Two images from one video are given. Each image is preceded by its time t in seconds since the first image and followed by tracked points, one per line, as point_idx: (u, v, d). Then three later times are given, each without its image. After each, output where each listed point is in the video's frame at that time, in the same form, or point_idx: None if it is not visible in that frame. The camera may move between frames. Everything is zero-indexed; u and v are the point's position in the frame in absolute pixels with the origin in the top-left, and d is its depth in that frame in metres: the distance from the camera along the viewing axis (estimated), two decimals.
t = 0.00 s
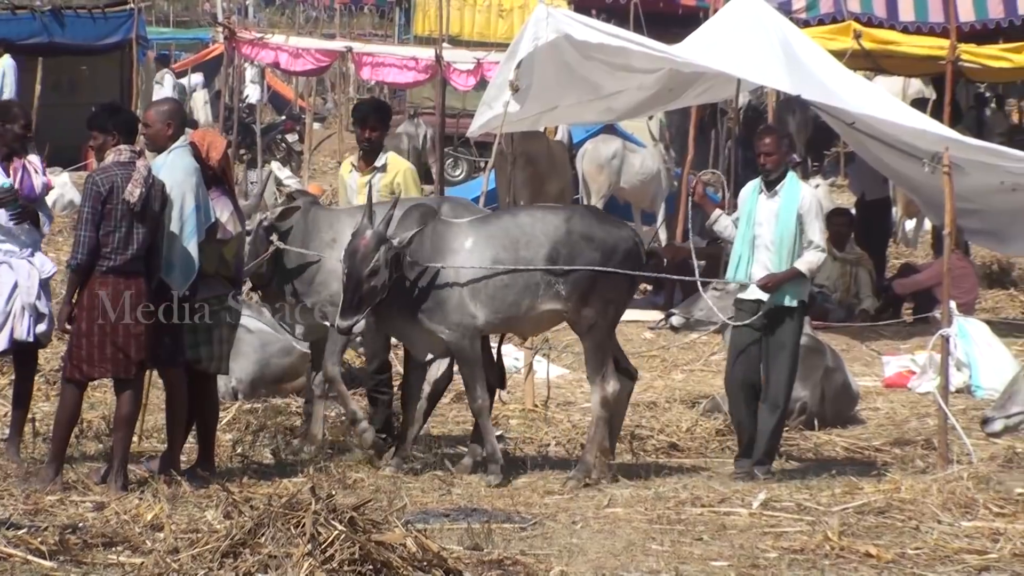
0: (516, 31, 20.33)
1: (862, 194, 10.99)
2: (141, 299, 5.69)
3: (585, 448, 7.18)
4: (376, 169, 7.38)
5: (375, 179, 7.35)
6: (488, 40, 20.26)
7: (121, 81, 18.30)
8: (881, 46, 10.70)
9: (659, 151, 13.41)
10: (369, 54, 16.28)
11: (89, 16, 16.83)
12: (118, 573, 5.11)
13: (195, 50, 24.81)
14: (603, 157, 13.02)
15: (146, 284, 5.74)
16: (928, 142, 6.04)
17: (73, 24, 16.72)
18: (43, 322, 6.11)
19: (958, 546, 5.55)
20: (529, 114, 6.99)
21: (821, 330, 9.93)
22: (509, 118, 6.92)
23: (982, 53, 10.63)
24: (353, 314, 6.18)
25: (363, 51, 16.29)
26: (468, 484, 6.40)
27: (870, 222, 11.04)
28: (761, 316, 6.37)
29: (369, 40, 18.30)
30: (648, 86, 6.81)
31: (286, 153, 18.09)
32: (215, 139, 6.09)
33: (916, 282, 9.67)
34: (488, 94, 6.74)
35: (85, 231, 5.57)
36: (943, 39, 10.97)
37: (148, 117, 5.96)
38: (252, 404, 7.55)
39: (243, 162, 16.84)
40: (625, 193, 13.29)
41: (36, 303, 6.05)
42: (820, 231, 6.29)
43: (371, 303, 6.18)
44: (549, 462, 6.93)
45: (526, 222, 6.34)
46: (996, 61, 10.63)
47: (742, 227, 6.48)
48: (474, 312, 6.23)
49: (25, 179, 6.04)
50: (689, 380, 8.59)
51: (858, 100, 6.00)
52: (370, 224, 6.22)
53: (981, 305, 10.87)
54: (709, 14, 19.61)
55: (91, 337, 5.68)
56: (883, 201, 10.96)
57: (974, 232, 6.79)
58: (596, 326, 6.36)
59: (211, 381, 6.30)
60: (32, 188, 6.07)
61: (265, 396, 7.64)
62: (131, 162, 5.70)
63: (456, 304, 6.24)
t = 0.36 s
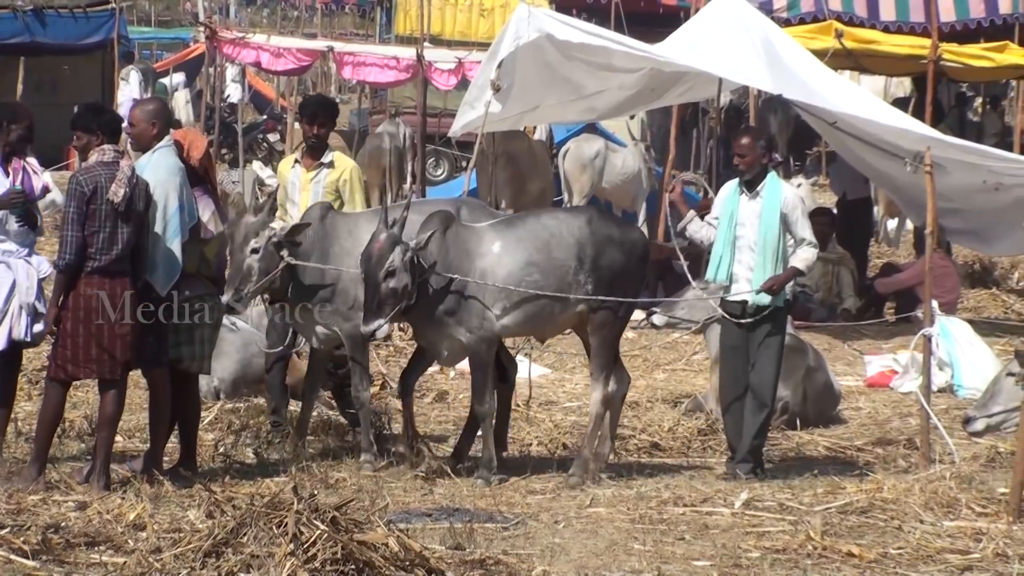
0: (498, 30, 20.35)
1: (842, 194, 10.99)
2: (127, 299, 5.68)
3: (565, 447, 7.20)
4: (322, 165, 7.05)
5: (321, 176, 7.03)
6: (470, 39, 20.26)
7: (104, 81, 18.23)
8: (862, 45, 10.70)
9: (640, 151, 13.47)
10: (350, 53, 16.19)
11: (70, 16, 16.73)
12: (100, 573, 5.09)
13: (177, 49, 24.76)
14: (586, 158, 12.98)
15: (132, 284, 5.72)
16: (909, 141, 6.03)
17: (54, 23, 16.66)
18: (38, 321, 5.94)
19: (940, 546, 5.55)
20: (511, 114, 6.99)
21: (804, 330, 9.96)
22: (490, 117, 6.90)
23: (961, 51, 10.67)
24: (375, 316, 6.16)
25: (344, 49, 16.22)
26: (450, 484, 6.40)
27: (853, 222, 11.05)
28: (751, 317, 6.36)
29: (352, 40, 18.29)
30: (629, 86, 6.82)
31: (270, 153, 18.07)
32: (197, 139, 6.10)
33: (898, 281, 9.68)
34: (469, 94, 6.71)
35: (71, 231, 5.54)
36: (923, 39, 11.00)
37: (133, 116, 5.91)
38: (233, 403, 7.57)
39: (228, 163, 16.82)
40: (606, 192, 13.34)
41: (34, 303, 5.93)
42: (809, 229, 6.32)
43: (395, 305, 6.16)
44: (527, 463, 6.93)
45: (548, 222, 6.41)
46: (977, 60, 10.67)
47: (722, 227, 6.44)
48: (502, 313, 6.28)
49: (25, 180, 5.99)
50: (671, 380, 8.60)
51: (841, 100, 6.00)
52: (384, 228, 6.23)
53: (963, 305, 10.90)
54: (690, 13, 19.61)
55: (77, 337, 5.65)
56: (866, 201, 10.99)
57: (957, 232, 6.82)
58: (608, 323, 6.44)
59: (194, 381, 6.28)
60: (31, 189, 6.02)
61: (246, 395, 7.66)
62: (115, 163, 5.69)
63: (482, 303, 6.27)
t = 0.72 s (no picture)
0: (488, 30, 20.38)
1: (833, 194, 10.99)
2: (119, 299, 5.67)
3: (555, 447, 7.21)
4: (288, 163, 6.66)
5: (288, 174, 6.64)
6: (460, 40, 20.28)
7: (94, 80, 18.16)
8: (852, 45, 10.73)
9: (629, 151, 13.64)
10: (340, 53, 16.24)
11: (61, 16, 16.71)
12: (91, 573, 5.08)
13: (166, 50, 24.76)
14: (574, 157, 13.14)
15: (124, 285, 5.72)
16: (899, 141, 6.04)
17: (44, 23, 16.67)
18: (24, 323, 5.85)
19: (930, 545, 5.56)
20: (501, 114, 6.99)
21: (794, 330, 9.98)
22: (480, 117, 6.88)
23: (953, 52, 10.71)
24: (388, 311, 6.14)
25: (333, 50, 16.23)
26: (441, 484, 6.40)
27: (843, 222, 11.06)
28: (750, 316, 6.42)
29: (343, 41, 18.29)
30: (620, 86, 6.83)
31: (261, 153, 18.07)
32: (191, 139, 6.18)
33: (887, 281, 9.70)
34: (460, 94, 6.70)
35: (63, 232, 5.53)
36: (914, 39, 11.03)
37: (127, 117, 5.94)
38: (224, 403, 7.57)
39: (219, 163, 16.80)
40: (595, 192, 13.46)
41: (20, 305, 5.83)
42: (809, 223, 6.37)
43: (410, 302, 6.14)
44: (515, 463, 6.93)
45: (562, 222, 6.44)
46: (968, 60, 10.70)
47: (718, 227, 6.45)
48: (516, 309, 6.26)
49: (21, 184, 5.92)
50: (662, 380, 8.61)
51: (832, 101, 6.01)
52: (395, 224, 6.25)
53: (953, 305, 10.93)
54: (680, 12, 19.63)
55: (69, 337, 5.64)
56: (856, 201, 11.01)
57: (948, 233, 6.84)
58: (644, 324, 6.56)
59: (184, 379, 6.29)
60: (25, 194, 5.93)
61: (237, 395, 7.66)
62: (107, 163, 5.68)
63: (497, 298, 6.25)
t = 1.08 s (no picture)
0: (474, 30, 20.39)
1: (818, 193, 10.98)
2: (104, 298, 5.62)
3: (541, 446, 7.21)
4: (261, 164, 6.62)
5: (262, 176, 6.61)
6: (445, 39, 20.28)
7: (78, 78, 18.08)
8: (837, 44, 10.74)
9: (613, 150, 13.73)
10: (325, 52, 16.22)
11: (46, 14, 16.63)
12: (76, 572, 5.05)
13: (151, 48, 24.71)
14: (554, 155, 13.23)
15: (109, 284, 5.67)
16: (884, 140, 6.05)
17: (29, 22, 16.64)
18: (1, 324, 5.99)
19: (916, 544, 5.55)
20: (487, 113, 6.97)
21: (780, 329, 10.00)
22: (465, 116, 6.86)
23: (938, 50, 10.72)
24: (400, 311, 6.18)
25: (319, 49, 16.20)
26: (427, 483, 6.38)
27: (828, 221, 11.06)
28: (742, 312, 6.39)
29: (328, 39, 18.27)
30: (606, 85, 6.83)
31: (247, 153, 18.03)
32: (179, 137, 6.11)
33: (873, 280, 9.72)
34: (445, 93, 6.66)
35: (48, 230, 5.49)
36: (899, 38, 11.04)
37: (116, 117, 5.88)
38: (210, 401, 7.54)
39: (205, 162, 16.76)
40: (576, 190, 13.53)
41: None
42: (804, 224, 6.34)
43: (419, 301, 6.17)
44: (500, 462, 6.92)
45: (573, 219, 6.40)
46: (953, 58, 10.71)
47: (712, 223, 6.43)
48: (522, 310, 6.26)
49: None
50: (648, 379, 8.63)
51: (817, 99, 6.01)
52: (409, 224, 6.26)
53: (938, 304, 10.96)
54: (665, 12, 19.64)
55: (53, 336, 5.60)
56: (841, 200, 11.03)
57: (934, 231, 6.87)
58: (646, 325, 6.50)
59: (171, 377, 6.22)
60: None
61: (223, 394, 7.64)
62: (93, 161, 5.64)
63: (499, 303, 6.25)
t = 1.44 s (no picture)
0: (461, 31, 20.41)
1: (805, 194, 10.98)
2: (89, 299, 5.59)
3: (528, 446, 7.21)
4: (237, 166, 6.51)
5: (236, 178, 6.49)
6: (432, 40, 20.27)
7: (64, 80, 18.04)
8: (825, 45, 10.75)
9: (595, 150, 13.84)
10: (312, 53, 16.20)
11: (32, 15, 16.69)
12: (63, 573, 5.02)
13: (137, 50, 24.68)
14: (536, 155, 13.34)
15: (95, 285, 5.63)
16: (871, 140, 6.06)
17: (15, 23, 16.64)
18: None
19: (902, 544, 5.55)
20: (473, 114, 6.94)
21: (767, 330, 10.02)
22: (451, 117, 6.83)
23: (926, 51, 10.74)
24: (404, 319, 6.02)
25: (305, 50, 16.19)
26: (415, 484, 6.37)
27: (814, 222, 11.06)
28: (748, 315, 6.39)
29: (315, 41, 18.25)
30: (592, 85, 6.84)
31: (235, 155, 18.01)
32: (170, 139, 6.03)
33: (859, 281, 9.75)
34: (431, 95, 6.58)
35: (33, 232, 5.44)
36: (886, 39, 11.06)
37: (108, 117, 5.88)
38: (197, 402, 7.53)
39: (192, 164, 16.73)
40: (558, 189, 13.64)
41: None
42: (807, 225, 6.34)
43: (426, 309, 6.04)
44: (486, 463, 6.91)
45: (581, 224, 6.47)
46: (940, 59, 10.73)
47: (716, 224, 6.41)
48: (530, 316, 6.31)
49: None
50: (635, 380, 8.64)
51: (804, 100, 6.02)
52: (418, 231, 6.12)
53: (924, 305, 10.98)
54: (652, 12, 19.62)
55: (38, 336, 5.54)
56: (828, 201, 11.05)
57: (920, 231, 6.90)
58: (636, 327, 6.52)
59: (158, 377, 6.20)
60: None
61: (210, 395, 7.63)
62: (79, 163, 5.61)
63: (509, 309, 6.27)
